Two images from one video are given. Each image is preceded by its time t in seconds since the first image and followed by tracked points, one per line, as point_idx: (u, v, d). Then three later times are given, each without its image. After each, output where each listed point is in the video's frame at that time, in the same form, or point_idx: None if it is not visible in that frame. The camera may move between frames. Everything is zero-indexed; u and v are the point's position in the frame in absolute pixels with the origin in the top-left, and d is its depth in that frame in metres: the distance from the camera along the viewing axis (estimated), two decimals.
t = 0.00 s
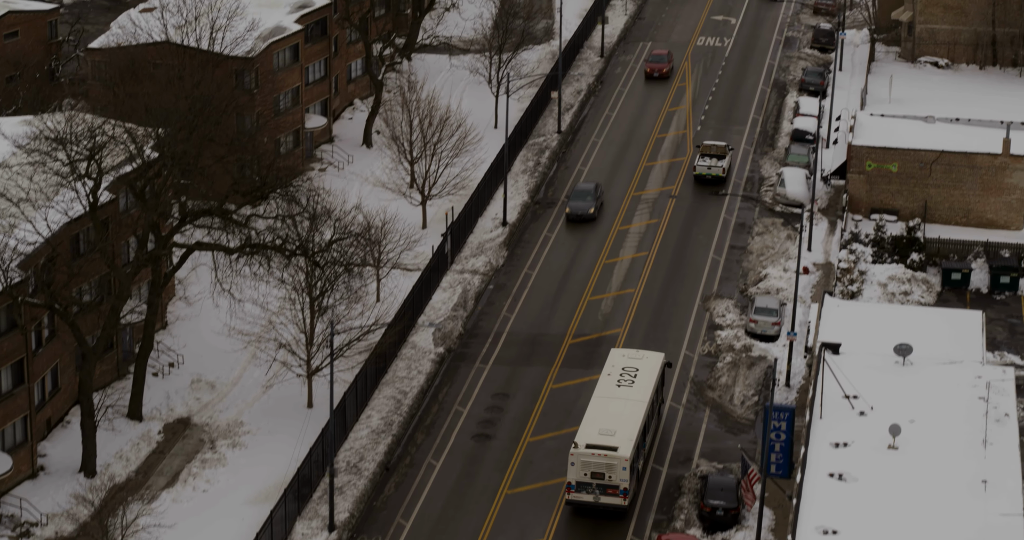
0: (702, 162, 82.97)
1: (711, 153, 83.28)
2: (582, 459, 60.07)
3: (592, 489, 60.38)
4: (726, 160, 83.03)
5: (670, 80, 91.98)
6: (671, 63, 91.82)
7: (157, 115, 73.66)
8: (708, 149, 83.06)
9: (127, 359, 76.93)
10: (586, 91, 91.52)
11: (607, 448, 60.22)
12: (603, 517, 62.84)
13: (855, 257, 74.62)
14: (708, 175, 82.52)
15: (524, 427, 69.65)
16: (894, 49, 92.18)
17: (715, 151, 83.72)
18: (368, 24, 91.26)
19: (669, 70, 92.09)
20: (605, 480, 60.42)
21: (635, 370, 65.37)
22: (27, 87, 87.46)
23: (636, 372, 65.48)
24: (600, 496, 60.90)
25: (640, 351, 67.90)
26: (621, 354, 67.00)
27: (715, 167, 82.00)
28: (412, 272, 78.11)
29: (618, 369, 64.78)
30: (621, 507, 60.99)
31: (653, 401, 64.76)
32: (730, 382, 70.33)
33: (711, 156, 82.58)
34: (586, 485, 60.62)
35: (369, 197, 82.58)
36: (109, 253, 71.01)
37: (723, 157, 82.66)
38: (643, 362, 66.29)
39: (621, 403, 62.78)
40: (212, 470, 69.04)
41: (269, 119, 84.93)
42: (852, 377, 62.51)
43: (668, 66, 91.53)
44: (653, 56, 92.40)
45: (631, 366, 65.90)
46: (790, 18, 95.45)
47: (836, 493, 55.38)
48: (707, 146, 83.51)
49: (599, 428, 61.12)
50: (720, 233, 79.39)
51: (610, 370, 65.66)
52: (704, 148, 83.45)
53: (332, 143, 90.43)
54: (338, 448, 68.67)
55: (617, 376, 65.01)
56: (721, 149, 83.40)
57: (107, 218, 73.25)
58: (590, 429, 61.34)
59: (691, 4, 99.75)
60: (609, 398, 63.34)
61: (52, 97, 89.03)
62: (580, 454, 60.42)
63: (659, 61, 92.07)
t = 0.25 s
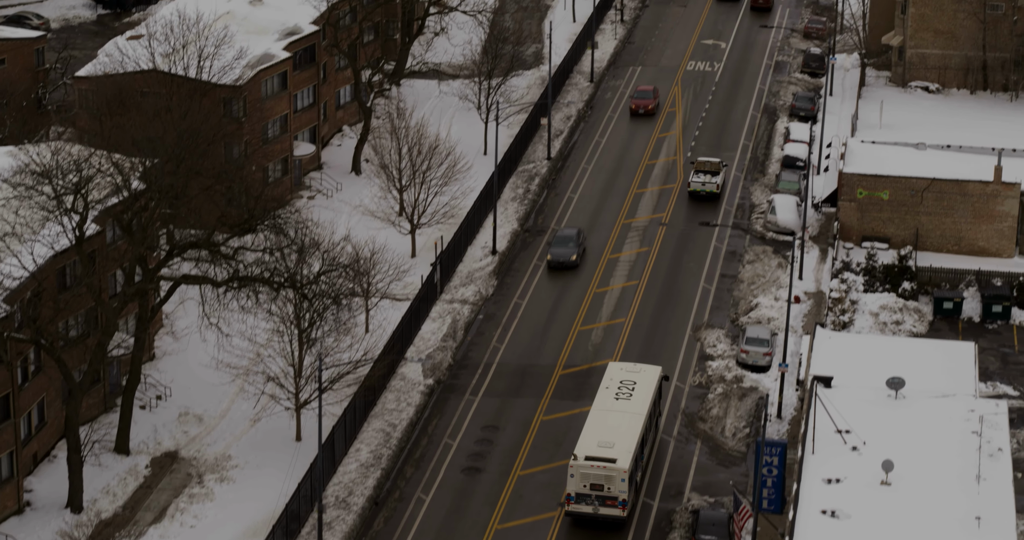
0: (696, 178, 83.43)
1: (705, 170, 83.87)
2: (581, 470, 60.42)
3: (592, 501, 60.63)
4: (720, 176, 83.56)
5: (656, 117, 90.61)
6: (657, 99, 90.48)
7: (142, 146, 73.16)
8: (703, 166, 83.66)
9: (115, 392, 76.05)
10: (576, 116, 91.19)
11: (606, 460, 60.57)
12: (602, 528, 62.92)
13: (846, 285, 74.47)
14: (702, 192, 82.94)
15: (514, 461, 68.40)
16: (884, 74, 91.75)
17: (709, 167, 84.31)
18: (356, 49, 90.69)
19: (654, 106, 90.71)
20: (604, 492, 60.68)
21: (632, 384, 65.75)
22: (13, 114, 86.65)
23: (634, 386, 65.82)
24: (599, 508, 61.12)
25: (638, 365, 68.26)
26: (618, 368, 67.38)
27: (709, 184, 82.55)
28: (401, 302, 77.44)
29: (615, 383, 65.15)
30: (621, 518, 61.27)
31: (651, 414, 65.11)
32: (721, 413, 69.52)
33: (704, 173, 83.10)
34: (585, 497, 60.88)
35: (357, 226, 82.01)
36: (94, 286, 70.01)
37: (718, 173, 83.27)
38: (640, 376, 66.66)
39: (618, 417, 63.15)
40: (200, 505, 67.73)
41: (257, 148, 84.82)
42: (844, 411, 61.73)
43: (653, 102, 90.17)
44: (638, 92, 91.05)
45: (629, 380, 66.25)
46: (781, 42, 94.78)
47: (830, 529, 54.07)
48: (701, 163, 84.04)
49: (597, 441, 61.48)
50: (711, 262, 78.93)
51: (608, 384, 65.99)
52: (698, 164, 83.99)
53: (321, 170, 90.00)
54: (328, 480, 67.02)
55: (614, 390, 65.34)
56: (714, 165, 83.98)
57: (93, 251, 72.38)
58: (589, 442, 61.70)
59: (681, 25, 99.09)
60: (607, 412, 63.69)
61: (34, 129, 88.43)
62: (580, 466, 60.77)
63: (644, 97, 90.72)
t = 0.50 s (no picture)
0: (690, 195, 83.79)
1: (700, 187, 84.38)
2: (580, 482, 60.59)
3: (591, 512, 60.79)
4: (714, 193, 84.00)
5: (641, 154, 89.19)
6: (643, 136, 89.12)
7: (128, 178, 72.56)
8: (697, 183, 84.21)
9: (101, 425, 74.44)
10: (566, 142, 90.74)
11: (605, 472, 60.77)
12: None
13: (838, 315, 73.88)
14: (696, 208, 83.33)
15: (504, 494, 67.26)
16: (875, 98, 91.36)
17: (703, 184, 84.84)
18: (344, 75, 90.22)
19: (640, 143, 89.31)
20: (604, 504, 60.85)
21: (630, 396, 65.95)
22: None
23: (632, 399, 66.04)
24: (599, 519, 61.30)
25: (635, 378, 68.43)
26: (616, 381, 67.60)
27: (704, 200, 82.93)
28: (390, 332, 76.68)
29: (614, 395, 65.32)
30: (620, 530, 61.41)
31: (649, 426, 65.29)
32: (713, 445, 68.58)
33: (699, 189, 83.51)
34: (585, 509, 61.01)
35: (346, 255, 81.48)
36: (80, 320, 69.17)
37: (712, 190, 83.77)
38: (638, 389, 66.87)
39: (617, 429, 63.33)
40: None
41: (246, 176, 84.30)
42: (837, 445, 60.98)
43: (639, 139, 88.77)
44: (624, 129, 89.66)
45: (627, 393, 66.44)
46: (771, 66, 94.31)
47: None
48: (695, 180, 84.55)
49: (596, 452, 61.64)
50: (702, 291, 78.49)
51: (606, 397, 66.18)
52: (692, 181, 84.53)
53: (310, 197, 89.59)
54: (316, 514, 65.88)
55: (613, 402, 65.52)
56: (709, 182, 84.42)
57: (79, 283, 71.68)
58: (588, 454, 61.83)
59: (672, 48, 98.65)
60: (606, 424, 63.84)
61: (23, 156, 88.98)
62: (579, 478, 60.93)
63: (630, 134, 89.35)
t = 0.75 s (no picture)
0: (684, 211, 84.05)
1: (694, 202, 84.60)
2: (579, 493, 59.98)
3: (590, 524, 60.16)
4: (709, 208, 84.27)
5: (627, 193, 87.78)
6: (627, 174, 87.78)
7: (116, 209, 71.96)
8: (691, 198, 84.33)
9: (88, 458, 73.38)
10: (555, 168, 90.25)
11: (603, 483, 60.18)
12: None
13: (829, 344, 73.14)
14: (690, 223, 83.66)
15: (494, 527, 66.04)
16: (866, 121, 90.92)
17: (697, 200, 84.95)
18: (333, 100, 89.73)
19: (625, 181, 87.91)
20: (603, 515, 60.24)
21: (627, 408, 65.45)
22: None
23: (629, 410, 65.52)
24: (597, 530, 60.78)
25: (632, 390, 67.89)
26: (613, 393, 67.10)
27: (698, 214, 83.17)
28: (379, 361, 75.89)
29: (611, 407, 64.80)
30: None
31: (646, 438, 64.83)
32: (704, 477, 67.58)
33: (693, 205, 83.81)
34: (583, 520, 60.37)
35: (334, 284, 80.94)
36: (66, 355, 68.49)
37: (706, 205, 83.99)
38: (634, 400, 66.40)
39: (614, 440, 62.81)
40: None
41: (234, 204, 83.77)
42: (829, 479, 60.19)
43: (623, 178, 87.42)
44: (608, 167, 88.30)
45: (624, 405, 65.94)
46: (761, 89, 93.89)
47: None
48: (689, 195, 84.73)
49: (594, 464, 61.06)
50: (692, 320, 78.02)
51: (603, 408, 65.64)
52: (686, 197, 84.66)
53: (299, 224, 89.20)
54: None
55: (610, 414, 64.99)
56: (702, 197, 84.51)
57: (64, 316, 70.98)
58: (586, 465, 61.22)
59: (661, 71, 98.26)
60: (603, 436, 63.29)
61: (9, 184, 88.75)
62: (577, 489, 60.33)
63: (614, 172, 88.01)
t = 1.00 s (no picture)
0: (679, 226, 84.52)
1: (688, 219, 85.00)
2: (579, 502, 59.25)
3: (590, 533, 59.36)
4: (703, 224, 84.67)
5: (611, 232, 86.30)
6: (612, 214, 86.32)
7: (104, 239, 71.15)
8: (686, 213, 84.70)
9: (75, 489, 72.81)
10: (546, 193, 89.75)
11: (602, 493, 59.48)
12: None
13: (822, 372, 73.00)
14: (685, 238, 84.06)
15: None
16: (858, 145, 90.41)
17: (692, 216, 85.36)
18: (323, 126, 89.29)
19: (611, 220, 86.42)
20: (602, 524, 59.44)
21: (626, 419, 64.74)
22: None
23: (627, 421, 64.82)
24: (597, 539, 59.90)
25: (630, 402, 67.16)
26: (611, 405, 66.40)
27: (692, 230, 83.53)
28: (370, 390, 75.04)
29: (609, 418, 64.13)
30: None
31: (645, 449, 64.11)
32: (696, 507, 66.38)
33: (687, 221, 84.22)
34: (582, 529, 59.57)
35: (323, 312, 80.38)
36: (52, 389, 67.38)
37: (701, 220, 84.52)
38: (633, 412, 65.68)
39: (612, 450, 62.08)
40: None
41: (222, 232, 83.14)
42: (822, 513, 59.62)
43: (609, 217, 85.96)
44: (594, 206, 86.78)
45: (622, 416, 65.19)
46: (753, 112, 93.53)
47: None
48: (683, 211, 85.12)
49: (593, 474, 60.33)
50: (684, 348, 77.44)
51: (601, 419, 64.94)
52: (681, 213, 85.11)
53: (287, 249, 88.64)
54: None
55: (608, 425, 64.30)
56: (697, 213, 85.05)
57: (51, 350, 70.01)
58: (585, 475, 60.49)
59: (652, 94, 97.88)
60: (601, 446, 62.60)
61: None
62: (577, 499, 59.59)
63: (600, 211, 86.47)
